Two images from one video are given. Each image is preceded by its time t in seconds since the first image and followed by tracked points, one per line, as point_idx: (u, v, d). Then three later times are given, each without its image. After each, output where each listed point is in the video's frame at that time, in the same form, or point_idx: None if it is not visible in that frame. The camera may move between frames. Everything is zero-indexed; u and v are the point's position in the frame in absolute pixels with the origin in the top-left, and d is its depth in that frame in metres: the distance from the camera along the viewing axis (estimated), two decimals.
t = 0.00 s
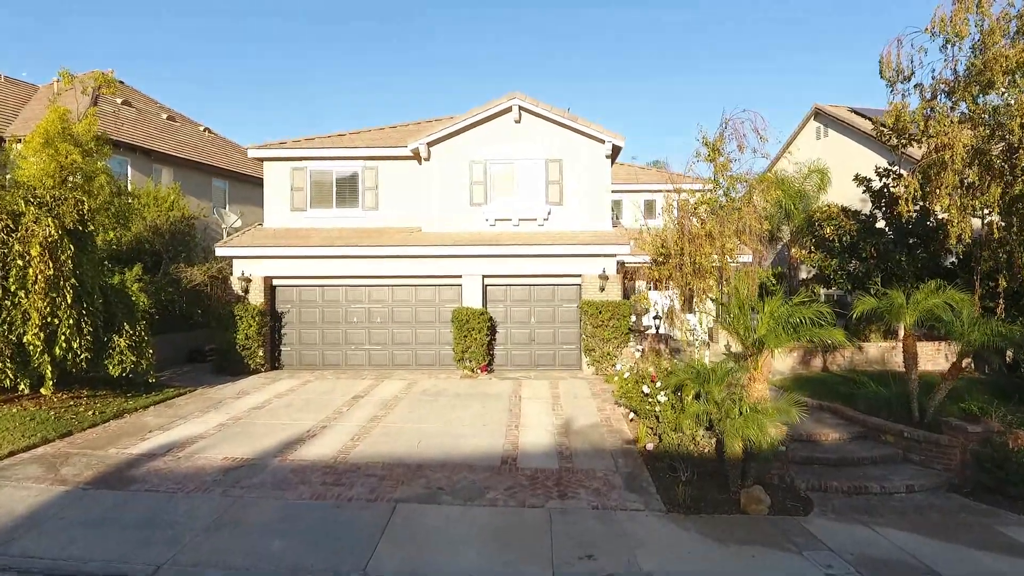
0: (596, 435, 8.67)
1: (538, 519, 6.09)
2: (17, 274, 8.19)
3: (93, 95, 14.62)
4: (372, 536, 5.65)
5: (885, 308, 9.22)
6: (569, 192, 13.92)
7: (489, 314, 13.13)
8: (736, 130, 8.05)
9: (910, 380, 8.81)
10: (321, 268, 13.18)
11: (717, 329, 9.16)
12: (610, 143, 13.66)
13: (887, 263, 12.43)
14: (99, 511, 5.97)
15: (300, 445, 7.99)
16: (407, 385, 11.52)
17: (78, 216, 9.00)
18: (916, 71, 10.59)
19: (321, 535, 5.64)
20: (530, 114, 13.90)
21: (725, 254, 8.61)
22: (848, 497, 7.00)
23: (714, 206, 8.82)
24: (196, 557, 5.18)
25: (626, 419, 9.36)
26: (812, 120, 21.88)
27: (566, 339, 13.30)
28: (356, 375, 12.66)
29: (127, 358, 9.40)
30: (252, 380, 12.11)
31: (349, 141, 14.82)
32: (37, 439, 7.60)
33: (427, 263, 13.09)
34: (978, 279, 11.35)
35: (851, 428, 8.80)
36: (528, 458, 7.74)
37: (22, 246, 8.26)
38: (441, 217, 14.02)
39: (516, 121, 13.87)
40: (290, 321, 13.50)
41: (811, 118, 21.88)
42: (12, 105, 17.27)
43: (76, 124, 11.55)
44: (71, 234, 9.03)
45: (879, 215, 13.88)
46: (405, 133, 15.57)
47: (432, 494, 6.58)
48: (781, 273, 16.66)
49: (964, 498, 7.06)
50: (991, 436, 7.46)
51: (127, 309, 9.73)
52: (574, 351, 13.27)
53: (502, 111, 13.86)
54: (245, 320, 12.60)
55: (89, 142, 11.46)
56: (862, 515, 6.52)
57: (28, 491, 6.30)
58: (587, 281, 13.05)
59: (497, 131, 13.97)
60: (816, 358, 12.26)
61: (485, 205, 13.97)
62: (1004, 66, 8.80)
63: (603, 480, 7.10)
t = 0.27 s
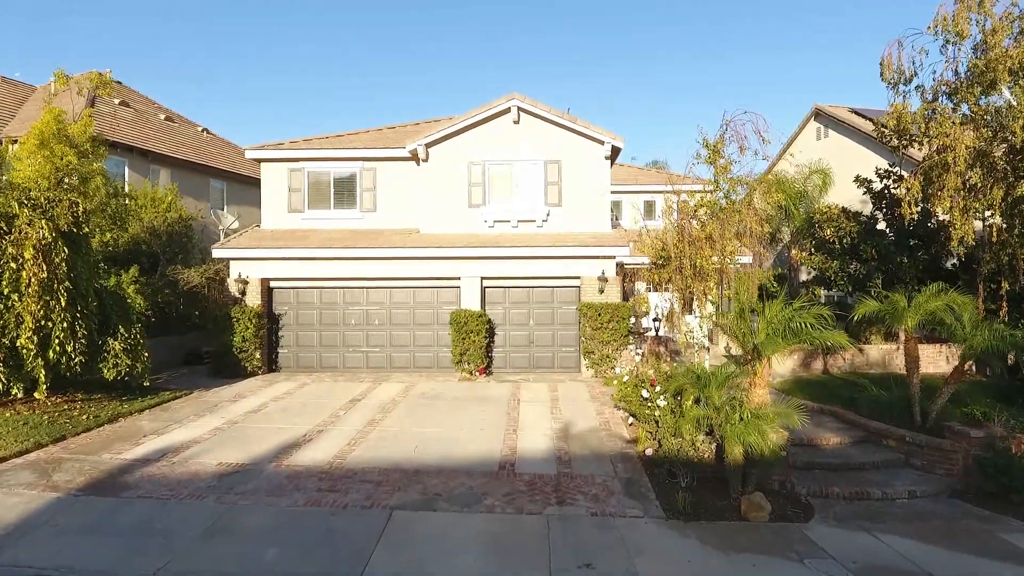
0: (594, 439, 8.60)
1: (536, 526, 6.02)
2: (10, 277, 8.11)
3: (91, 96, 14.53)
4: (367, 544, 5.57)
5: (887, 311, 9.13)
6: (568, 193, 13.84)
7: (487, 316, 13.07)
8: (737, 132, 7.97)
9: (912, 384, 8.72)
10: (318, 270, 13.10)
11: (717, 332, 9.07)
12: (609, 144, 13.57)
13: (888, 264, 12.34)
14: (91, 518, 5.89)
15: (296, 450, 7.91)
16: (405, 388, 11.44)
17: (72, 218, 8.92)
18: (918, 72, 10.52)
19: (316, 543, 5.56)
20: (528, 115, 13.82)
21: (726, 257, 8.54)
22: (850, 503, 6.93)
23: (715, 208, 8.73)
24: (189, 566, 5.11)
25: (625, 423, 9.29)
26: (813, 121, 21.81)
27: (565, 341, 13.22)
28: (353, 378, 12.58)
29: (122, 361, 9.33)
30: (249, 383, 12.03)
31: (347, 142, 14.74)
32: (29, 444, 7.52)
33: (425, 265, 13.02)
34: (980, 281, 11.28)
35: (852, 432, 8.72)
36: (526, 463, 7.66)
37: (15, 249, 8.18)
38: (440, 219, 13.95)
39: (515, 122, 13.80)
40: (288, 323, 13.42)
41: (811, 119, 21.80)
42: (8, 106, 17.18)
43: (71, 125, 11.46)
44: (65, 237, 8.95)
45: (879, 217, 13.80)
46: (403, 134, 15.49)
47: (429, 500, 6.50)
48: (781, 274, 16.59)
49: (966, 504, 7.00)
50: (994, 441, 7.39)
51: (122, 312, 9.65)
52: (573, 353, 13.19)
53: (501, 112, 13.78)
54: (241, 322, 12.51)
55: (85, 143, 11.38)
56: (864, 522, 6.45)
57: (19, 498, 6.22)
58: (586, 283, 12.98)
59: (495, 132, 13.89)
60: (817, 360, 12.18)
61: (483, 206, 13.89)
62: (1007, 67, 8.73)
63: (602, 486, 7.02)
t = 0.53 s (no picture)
0: (594, 444, 8.50)
1: (534, 534, 5.93)
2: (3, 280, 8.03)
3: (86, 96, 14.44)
4: (362, 553, 5.48)
5: (890, 315, 9.06)
6: (567, 195, 13.76)
7: (486, 319, 12.99)
8: (737, 133, 7.89)
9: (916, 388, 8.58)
10: (315, 272, 13.01)
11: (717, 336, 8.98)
12: (608, 146, 13.49)
13: (890, 265, 12.24)
14: (82, 526, 5.80)
15: (291, 455, 7.82)
16: (402, 391, 11.36)
17: (66, 221, 8.83)
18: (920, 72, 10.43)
19: (309, 551, 5.47)
20: (528, 115, 13.76)
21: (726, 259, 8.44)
22: (852, 509, 6.85)
23: (715, 211, 8.64)
24: None
25: (624, 427, 9.21)
26: (814, 121, 21.71)
27: (564, 344, 13.14)
28: (351, 381, 12.50)
29: (116, 365, 9.24)
30: (246, 386, 11.95)
31: (345, 143, 14.66)
32: (21, 450, 7.43)
33: (423, 267, 12.93)
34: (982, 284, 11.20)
35: (853, 437, 8.63)
36: (524, 469, 7.57)
37: (8, 252, 8.09)
38: (438, 221, 13.87)
39: (513, 123, 13.71)
40: (285, 325, 13.33)
41: (812, 119, 21.72)
42: (5, 106, 17.10)
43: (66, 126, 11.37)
44: (59, 239, 8.85)
45: (881, 218, 13.70)
46: (402, 135, 15.41)
47: (426, 507, 6.41)
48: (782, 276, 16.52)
49: (970, 510, 6.91)
50: (998, 447, 7.31)
51: (117, 315, 9.56)
52: (573, 356, 13.11)
53: (499, 113, 13.69)
54: (238, 324, 12.42)
55: (80, 144, 11.29)
56: (866, 529, 6.36)
57: (9, 505, 6.13)
58: (585, 285, 12.89)
59: (494, 134, 13.80)
60: (819, 363, 12.08)
61: (482, 208, 13.81)
62: (1011, 67, 8.64)
63: (601, 492, 6.93)
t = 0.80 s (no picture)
0: (592, 449, 8.41)
1: (531, 541, 5.83)
2: None
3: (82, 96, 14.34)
4: (356, 561, 5.39)
5: (891, 318, 8.96)
6: (566, 196, 13.67)
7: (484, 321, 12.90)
8: (738, 135, 7.79)
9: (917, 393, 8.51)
10: (312, 274, 12.92)
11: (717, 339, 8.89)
12: (607, 146, 13.39)
13: (891, 267, 12.16)
14: (72, 534, 5.71)
15: (286, 460, 7.73)
16: (400, 394, 11.27)
17: (59, 222, 8.73)
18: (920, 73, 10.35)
19: (302, 560, 5.38)
20: (526, 116, 13.66)
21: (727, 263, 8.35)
22: (853, 515, 6.76)
23: (715, 213, 8.55)
24: None
25: (623, 431, 9.12)
26: (814, 121, 21.62)
27: (563, 346, 13.05)
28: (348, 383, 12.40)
29: (110, 369, 9.15)
30: (242, 389, 11.85)
31: (343, 144, 14.56)
32: (13, 455, 7.33)
33: (421, 268, 12.83)
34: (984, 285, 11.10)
35: (855, 441, 8.55)
36: (521, 474, 7.48)
37: None
38: (436, 222, 13.77)
39: (512, 124, 13.62)
40: (282, 327, 13.24)
41: (812, 120, 21.63)
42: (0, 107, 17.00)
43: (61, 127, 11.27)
44: (52, 241, 8.76)
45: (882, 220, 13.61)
46: (400, 135, 15.32)
47: (421, 514, 6.32)
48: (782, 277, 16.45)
49: (973, 516, 6.82)
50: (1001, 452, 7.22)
51: (111, 318, 9.46)
52: (572, 358, 13.02)
53: (498, 114, 13.60)
54: (234, 327, 12.32)
55: (74, 145, 11.19)
56: (868, 536, 6.27)
57: None
58: (584, 287, 12.79)
59: (492, 135, 13.71)
60: (820, 365, 11.99)
61: (480, 209, 13.72)
62: (1014, 68, 8.56)
63: (599, 498, 6.84)
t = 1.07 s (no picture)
0: (590, 453, 8.32)
1: (528, 549, 5.74)
2: None
3: (78, 97, 14.24)
4: (350, 570, 5.28)
5: (893, 320, 8.86)
6: (565, 197, 13.56)
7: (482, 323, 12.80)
8: (739, 135, 7.70)
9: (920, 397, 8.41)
10: (309, 276, 12.82)
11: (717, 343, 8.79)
12: (606, 147, 13.28)
13: (892, 269, 12.07)
14: (61, 543, 5.60)
15: (281, 465, 7.63)
16: (397, 397, 11.17)
17: (52, 224, 8.63)
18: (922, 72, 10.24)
19: (295, 569, 5.28)
20: (525, 116, 13.56)
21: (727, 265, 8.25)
22: (855, 522, 6.66)
23: (715, 215, 8.45)
24: None
25: (622, 435, 9.02)
26: (814, 121, 21.52)
27: (561, 348, 12.95)
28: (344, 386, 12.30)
29: (103, 372, 9.05)
30: (238, 391, 11.76)
31: (340, 144, 14.46)
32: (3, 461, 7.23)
33: (419, 270, 12.73)
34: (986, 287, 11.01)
35: (856, 445, 8.45)
36: (519, 480, 7.38)
37: None
38: (434, 224, 13.67)
39: (510, 124, 13.52)
40: (278, 329, 13.14)
41: (812, 120, 21.53)
42: None
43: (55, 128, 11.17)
44: (45, 243, 8.65)
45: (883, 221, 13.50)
46: (398, 136, 15.22)
47: (417, 521, 6.23)
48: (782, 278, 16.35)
49: (977, 523, 6.73)
50: (1005, 457, 7.12)
51: (104, 321, 9.36)
52: (570, 360, 12.93)
53: (496, 114, 13.50)
54: (231, 329, 12.23)
55: (69, 146, 11.09)
56: (871, 543, 6.17)
57: None
58: (583, 289, 12.68)
59: (491, 135, 13.61)
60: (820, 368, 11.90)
61: (479, 210, 13.62)
62: (1018, 68, 8.45)
63: (598, 505, 6.75)
